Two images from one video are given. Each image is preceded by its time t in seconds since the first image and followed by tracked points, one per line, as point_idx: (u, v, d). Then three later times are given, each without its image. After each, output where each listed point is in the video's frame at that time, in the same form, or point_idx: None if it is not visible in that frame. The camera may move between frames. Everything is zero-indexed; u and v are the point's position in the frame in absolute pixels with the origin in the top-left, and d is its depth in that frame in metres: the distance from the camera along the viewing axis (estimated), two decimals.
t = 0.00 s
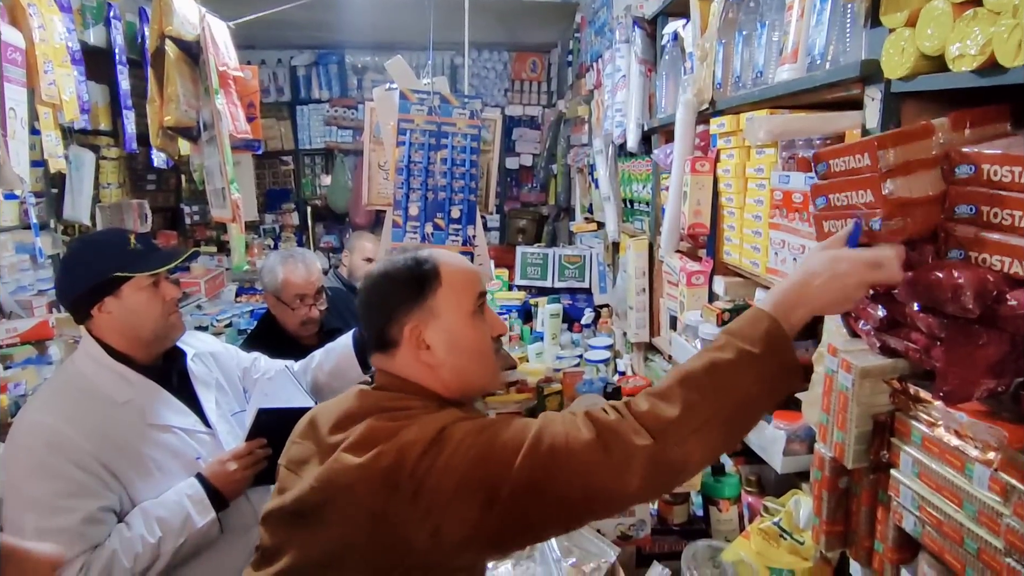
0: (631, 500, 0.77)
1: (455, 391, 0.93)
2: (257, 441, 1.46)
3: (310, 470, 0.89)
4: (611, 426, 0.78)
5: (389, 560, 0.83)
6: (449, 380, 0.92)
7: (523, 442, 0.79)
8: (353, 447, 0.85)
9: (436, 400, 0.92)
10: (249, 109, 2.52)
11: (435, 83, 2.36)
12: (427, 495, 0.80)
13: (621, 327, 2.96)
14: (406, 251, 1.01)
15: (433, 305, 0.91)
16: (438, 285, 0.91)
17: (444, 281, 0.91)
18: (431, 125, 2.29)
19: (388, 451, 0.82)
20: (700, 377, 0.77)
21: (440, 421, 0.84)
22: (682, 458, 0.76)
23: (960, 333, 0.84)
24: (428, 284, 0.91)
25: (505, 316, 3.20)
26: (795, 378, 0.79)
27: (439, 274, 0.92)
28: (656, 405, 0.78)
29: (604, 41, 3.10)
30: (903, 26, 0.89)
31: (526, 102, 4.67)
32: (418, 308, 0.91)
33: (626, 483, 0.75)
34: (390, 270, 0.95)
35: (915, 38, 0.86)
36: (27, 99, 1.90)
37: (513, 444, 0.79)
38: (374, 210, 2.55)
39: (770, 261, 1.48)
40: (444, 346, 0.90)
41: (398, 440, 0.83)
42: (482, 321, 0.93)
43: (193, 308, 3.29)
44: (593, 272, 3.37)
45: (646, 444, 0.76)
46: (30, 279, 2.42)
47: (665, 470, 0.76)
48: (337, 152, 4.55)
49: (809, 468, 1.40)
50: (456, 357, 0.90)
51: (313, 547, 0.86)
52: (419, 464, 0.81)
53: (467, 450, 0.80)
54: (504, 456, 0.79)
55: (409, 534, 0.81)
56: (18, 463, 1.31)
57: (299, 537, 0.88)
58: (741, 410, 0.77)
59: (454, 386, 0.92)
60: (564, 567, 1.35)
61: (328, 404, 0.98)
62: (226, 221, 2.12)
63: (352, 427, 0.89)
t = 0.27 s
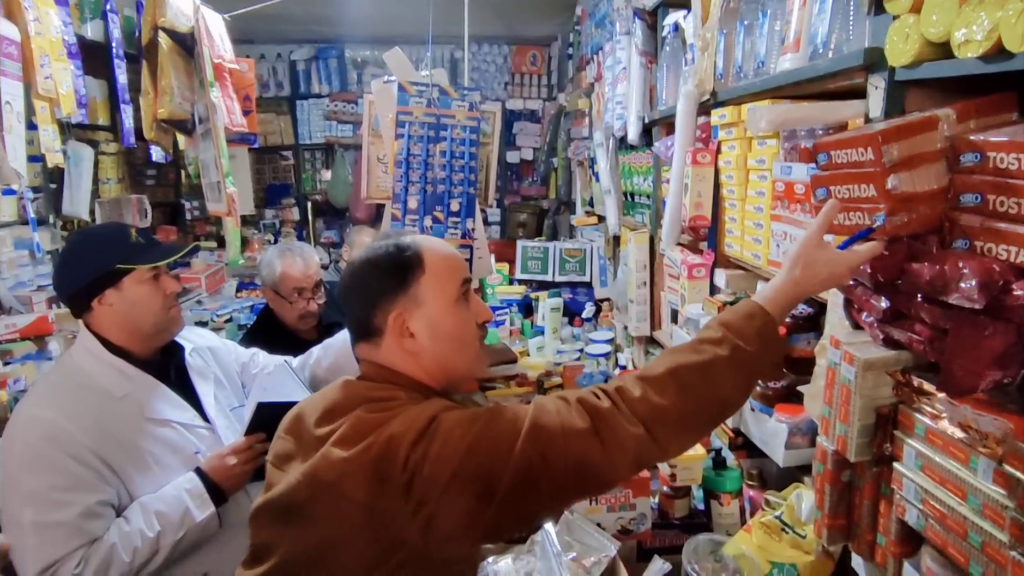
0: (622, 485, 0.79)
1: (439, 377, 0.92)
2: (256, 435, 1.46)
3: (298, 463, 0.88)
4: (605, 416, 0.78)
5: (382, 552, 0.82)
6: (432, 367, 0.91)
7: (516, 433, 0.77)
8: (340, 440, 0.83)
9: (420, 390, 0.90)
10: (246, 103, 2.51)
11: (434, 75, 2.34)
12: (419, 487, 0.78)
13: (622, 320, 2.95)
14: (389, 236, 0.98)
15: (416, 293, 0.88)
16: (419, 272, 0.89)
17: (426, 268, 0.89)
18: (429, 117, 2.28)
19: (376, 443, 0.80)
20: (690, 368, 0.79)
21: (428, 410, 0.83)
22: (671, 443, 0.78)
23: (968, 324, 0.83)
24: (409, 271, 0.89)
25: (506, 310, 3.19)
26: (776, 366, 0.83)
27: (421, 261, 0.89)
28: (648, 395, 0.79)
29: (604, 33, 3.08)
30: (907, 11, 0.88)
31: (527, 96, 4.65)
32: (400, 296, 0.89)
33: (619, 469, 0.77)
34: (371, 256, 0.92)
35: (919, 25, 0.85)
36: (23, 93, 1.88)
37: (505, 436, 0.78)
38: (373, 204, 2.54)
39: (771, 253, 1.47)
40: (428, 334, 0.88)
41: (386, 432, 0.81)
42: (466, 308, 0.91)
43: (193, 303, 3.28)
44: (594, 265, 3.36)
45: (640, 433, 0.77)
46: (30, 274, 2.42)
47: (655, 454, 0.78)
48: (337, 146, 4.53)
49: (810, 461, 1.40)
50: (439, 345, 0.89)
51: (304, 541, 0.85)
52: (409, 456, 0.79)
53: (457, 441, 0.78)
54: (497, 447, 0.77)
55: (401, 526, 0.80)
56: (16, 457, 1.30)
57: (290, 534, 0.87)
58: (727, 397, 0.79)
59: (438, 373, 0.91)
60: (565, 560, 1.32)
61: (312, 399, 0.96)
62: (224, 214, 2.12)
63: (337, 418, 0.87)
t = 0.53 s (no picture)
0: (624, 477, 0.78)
1: (434, 372, 0.91)
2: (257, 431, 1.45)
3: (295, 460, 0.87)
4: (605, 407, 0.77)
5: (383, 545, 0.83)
6: (424, 361, 0.90)
7: (515, 426, 0.77)
8: (336, 435, 0.81)
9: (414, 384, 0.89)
10: (246, 97, 2.51)
11: (435, 69, 2.33)
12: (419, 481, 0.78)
13: (624, 316, 2.94)
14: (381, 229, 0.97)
15: (408, 287, 0.88)
16: (412, 266, 0.88)
17: (418, 261, 0.88)
18: (430, 111, 2.27)
19: (374, 438, 0.79)
20: (692, 364, 0.79)
21: (426, 404, 0.82)
22: (671, 434, 0.78)
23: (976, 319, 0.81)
24: (401, 265, 0.88)
25: (508, 305, 3.18)
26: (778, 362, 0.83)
27: (413, 254, 0.89)
28: (650, 389, 0.78)
29: (606, 27, 3.07)
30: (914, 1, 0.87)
31: (529, 90, 4.63)
32: (392, 290, 0.88)
33: (620, 461, 0.77)
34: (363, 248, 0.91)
35: (926, 14, 0.84)
36: (22, 88, 1.88)
37: (504, 430, 0.77)
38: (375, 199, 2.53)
39: (775, 247, 1.46)
40: (422, 329, 0.88)
41: (384, 427, 0.80)
42: (459, 302, 0.90)
43: (195, 299, 3.28)
44: (596, 260, 3.35)
45: (641, 429, 0.77)
46: (31, 271, 2.42)
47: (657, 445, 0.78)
48: (339, 141, 4.52)
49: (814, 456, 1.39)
50: (432, 339, 0.88)
51: (300, 539, 0.84)
52: (408, 450, 0.78)
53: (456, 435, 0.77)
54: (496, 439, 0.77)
55: (404, 520, 0.80)
56: (16, 454, 1.30)
57: (285, 532, 0.85)
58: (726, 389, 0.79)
59: (432, 367, 0.90)
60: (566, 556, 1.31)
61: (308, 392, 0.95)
62: (224, 209, 2.11)
63: (334, 412, 0.86)
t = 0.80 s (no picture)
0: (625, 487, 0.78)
1: (432, 367, 0.91)
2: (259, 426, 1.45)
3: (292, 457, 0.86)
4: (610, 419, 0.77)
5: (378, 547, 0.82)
6: (421, 356, 0.89)
7: (520, 432, 0.76)
8: (333, 435, 0.81)
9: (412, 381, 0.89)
10: (247, 92, 2.50)
11: (436, 63, 2.32)
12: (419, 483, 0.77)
13: (628, 311, 2.93)
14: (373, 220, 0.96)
15: (404, 280, 0.87)
16: (407, 259, 0.87)
17: (414, 254, 0.87)
18: (432, 105, 2.26)
19: (372, 438, 0.78)
20: (696, 374, 0.78)
21: (425, 403, 0.81)
22: (675, 448, 0.78)
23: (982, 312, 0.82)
24: (396, 258, 0.87)
25: (510, 301, 3.18)
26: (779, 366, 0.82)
27: (408, 246, 0.87)
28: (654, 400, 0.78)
29: (609, 21, 3.05)
30: None
31: (531, 85, 4.62)
32: (387, 284, 0.87)
33: (623, 472, 0.76)
34: (356, 241, 0.90)
35: (934, 4, 0.83)
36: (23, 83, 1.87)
37: (508, 435, 0.76)
38: (377, 194, 2.52)
39: (780, 242, 1.45)
40: (418, 323, 0.87)
41: (383, 426, 0.79)
42: (455, 296, 0.89)
43: (198, 295, 3.27)
44: (598, 255, 3.34)
45: (643, 440, 0.76)
46: (34, 266, 2.41)
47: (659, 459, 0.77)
48: (341, 137, 4.51)
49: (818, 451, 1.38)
50: (428, 333, 0.88)
51: (299, 535, 0.83)
52: (409, 450, 0.77)
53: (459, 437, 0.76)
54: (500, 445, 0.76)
55: (401, 522, 0.80)
56: (18, 448, 1.30)
57: (282, 531, 0.85)
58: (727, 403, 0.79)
59: (429, 362, 0.90)
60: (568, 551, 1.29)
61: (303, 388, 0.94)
62: (227, 204, 2.11)
63: (331, 409, 0.85)
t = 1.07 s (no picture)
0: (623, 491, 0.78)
1: (429, 360, 0.90)
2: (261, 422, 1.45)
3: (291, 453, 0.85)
4: (613, 425, 0.76)
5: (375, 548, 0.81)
6: (417, 349, 0.88)
7: (523, 437, 0.75)
8: (330, 433, 0.80)
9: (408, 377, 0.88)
10: (250, 86, 2.49)
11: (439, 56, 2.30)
12: (420, 485, 0.77)
13: (631, 307, 2.92)
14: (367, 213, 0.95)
15: (399, 273, 0.86)
16: (403, 252, 0.86)
17: (408, 246, 0.86)
18: (434, 99, 2.25)
19: (370, 436, 0.78)
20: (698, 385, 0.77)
21: (425, 401, 0.79)
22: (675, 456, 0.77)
23: (994, 305, 0.81)
24: (391, 251, 0.86)
25: (513, 296, 3.17)
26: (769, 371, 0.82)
27: (403, 239, 0.87)
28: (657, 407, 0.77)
29: (612, 15, 3.04)
30: None
31: (534, 80, 4.60)
32: (381, 277, 0.86)
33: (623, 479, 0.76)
34: (350, 234, 0.89)
35: None
36: (25, 78, 1.87)
37: (509, 437, 0.75)
38: (379, 188, 2.52)
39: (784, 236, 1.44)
40: (414, 316, 0.86)
41: (381, 426, 0.78)
42: (452, 289, 0.89)
43: (200, 291, 3.27)
44: (601, 251, 3.33)
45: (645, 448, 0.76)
46: (38, 262, 2.41)
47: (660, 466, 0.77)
48: (344, 132, 4.51)
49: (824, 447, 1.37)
50: (425, 326, 0.87)
51: (299, 533, 0.83)
52: (408, 453, 0.76)
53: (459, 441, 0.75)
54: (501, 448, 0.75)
55: (400, 521, 0.79)
56: (20, 443, 1.30)
57: (280, 531, 0.85)
58: (726, 406, 0.79)
59: (426, 355, 0.89)
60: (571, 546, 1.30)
61: (299, 386, 0.93)
62: (230, 198, 2.11)
63: (328, 407, 0.84)
